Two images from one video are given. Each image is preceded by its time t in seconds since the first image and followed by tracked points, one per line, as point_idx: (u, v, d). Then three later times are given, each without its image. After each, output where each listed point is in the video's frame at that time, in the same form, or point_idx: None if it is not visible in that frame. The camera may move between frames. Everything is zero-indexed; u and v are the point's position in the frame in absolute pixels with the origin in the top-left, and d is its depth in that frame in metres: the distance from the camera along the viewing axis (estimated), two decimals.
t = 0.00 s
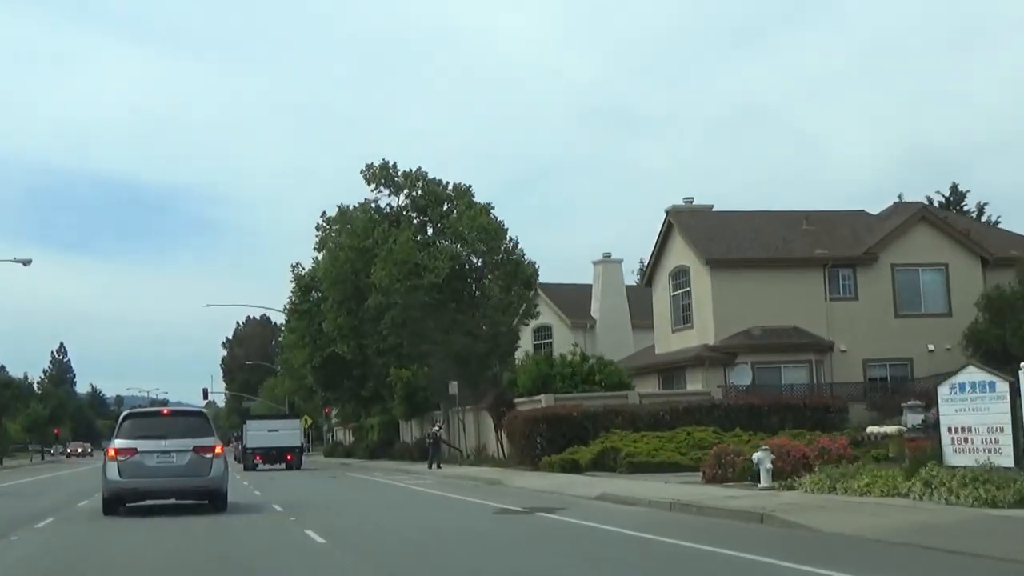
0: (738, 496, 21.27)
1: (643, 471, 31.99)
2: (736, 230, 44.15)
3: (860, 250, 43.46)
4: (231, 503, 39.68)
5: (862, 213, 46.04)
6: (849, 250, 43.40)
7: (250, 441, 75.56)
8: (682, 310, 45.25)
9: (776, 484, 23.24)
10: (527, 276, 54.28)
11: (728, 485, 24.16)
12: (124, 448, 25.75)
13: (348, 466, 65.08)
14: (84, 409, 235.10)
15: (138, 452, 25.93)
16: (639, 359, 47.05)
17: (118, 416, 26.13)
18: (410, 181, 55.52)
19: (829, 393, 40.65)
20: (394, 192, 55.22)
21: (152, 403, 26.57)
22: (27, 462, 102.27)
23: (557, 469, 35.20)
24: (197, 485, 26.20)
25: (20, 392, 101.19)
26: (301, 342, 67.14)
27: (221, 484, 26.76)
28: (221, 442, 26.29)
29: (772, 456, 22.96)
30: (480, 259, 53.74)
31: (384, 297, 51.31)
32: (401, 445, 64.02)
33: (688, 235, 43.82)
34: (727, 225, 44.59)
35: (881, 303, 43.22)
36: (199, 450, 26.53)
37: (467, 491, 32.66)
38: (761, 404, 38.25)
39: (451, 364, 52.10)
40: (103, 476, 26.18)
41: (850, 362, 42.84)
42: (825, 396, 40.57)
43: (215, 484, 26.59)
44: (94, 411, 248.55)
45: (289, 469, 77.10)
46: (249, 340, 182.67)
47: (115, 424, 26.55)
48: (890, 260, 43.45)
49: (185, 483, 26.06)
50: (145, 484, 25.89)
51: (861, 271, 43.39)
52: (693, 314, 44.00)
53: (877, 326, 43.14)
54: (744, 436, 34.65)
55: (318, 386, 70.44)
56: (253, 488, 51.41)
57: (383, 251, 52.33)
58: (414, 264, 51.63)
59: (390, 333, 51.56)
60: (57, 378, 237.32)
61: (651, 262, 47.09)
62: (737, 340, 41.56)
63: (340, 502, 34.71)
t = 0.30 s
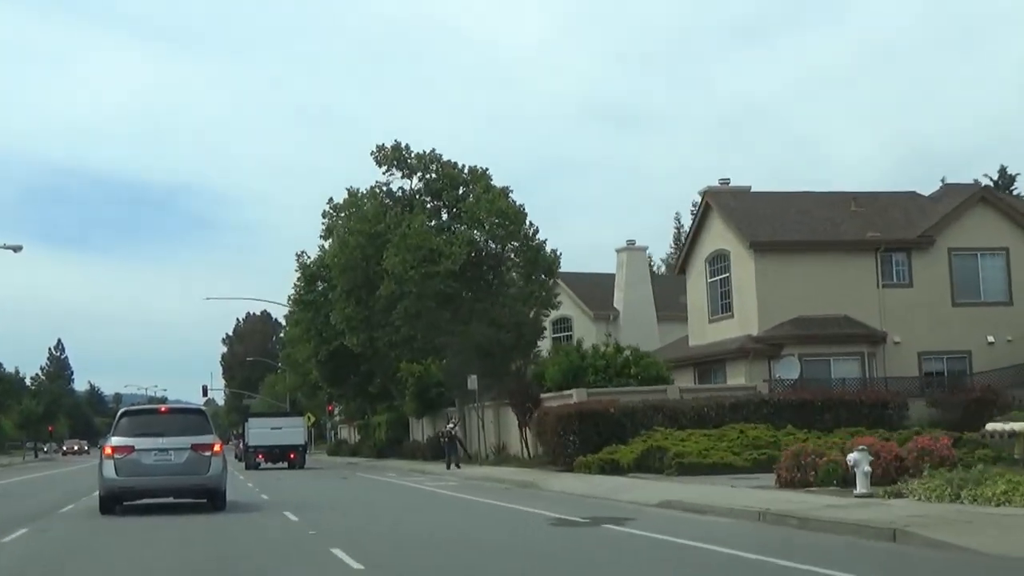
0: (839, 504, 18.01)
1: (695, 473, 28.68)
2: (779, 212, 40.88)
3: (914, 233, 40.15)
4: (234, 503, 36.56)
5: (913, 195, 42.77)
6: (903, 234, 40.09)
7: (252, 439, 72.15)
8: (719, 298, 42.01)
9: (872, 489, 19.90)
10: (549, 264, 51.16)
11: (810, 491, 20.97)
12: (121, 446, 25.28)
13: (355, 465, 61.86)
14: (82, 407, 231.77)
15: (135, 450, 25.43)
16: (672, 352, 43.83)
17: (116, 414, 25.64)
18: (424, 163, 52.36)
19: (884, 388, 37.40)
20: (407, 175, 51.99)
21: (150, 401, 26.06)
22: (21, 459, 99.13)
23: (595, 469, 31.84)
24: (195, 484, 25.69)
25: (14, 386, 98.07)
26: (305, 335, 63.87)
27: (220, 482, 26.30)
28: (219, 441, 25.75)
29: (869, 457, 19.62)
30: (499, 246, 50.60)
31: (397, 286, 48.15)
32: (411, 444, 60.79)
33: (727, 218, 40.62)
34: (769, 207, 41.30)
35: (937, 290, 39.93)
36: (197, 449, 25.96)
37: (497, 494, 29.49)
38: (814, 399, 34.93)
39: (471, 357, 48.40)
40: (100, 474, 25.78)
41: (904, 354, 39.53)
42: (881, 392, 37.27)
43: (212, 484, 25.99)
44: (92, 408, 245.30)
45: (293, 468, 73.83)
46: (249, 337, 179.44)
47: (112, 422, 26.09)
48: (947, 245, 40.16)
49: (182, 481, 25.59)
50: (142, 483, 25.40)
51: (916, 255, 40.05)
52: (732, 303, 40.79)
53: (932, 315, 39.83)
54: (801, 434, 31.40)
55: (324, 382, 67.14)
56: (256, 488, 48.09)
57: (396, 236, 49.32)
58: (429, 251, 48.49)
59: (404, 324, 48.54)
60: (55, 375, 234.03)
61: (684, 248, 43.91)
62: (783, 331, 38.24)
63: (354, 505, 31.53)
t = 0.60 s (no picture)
0: (983, 516, 14.77)
1: (759, 475, 25.44)
2: (828, 191, 37.68)
3: (976, 213, 36.92)
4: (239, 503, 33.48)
5: (970, 173, 39.58)
6: (964, 214, 36.87)
7: (253, 437, 68.79)
8: (763, 285, 38.76)
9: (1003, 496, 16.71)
10: (572, 252, 48.01)
11: (921, 498, 17.80)
12: (119, 444, 24.44)
13: (363, 464, 58.65)
14: (81, 405, 228.50)
15: (133, 448, 24.53)
16: (709, 343, 40.59)
17: (115, 410, 24.73)
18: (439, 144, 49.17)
19: (950, 380, 34.15)
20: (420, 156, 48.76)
21: (149, 399, 25.21)
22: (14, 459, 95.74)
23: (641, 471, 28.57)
24: (195, 483, 24.85)
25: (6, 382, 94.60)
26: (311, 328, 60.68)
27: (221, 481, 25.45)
28: (219, 439, 24.93)
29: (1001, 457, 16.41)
30: (520, 232, 47.41)
31: (411, 274, 45.05)
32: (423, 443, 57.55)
33: (773, 196, 37.38)
34: (816, 186, 38.10)
35: (1001, 275, 36.70)
36: (196, 448, 25.08)
37: (534, 498, 26.33)
38: (878, 394, 31.67)
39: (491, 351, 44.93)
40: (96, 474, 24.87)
41: (967, 345, 36.28)
42: (946, 384, 34.03)
43: (212, 483, 25.08)
44: (90, 407, 242.03)
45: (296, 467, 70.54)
46: (249, 334, 176.22)
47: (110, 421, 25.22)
48: (1011, 226, 36.94)
49: (182, 481, 24.72)
50: (141, 482, 24.45)
51: (978, 237, 36.83)
52: (778, 289, 37.57)
53: (997, 303, 36.60)
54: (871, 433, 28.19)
55: (330, 377, 63.89)
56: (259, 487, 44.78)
57: (409, 220, 46.11)
58: (445, 237, 45.34)
59: (417, 314, 45.28)
60: (53, 373, 230.79)
61: (723, 231, 40.68)
62: (837, 320, 35.00)
63: (372, 507, 28.40)
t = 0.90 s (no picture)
0: None
1: (837, 478, 22.30)
2: (884, 166, 34.60)
3: None
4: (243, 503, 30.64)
5: None
6: None
7: (255, 435, 65.70)
8: (813, 270, 35.68)
9: None
10: (597, 237, 45.01)
11: None
12: (118, 444, 24.50)
13: (371, 465, 55.58)
14: (79, 403, 225.35)
15: (133, 447, 24.60)
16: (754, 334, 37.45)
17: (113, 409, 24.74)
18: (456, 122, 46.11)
19: None
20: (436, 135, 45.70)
21: (149, 399, 25.28)
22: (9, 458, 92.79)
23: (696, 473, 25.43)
24: (195, 482, 24.91)
25: None
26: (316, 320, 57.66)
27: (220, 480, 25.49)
28: (218, 438, 24.92)
29: None
30: (543, 216, 44.35)
31: (427, 260, 42.00)
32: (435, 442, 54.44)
33: (823, 173, 34.28)
34: (871, 161, 35.01)
35: None
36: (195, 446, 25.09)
37: (577, 505, 23.35)
38: (953, 387, 28.51)
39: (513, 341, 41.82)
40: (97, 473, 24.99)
41: None
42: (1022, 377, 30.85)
43: (210, 483, 25.09)
44: (88, 405, 238.83)
45: (300, 466, 67.47)
46: (250, 330, 173.19)
47: (110, 418, 25.26)
48: None
49: (181, 479, 24.80)
50: (140, 481, 24.45)
51: None
52: (830, 274, 34.49)
53: None
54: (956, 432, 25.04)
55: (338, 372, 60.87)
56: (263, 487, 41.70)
57: (425, 202, 43.07)
58: (463, 220, 42.28)
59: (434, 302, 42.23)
60: (51, 369, 227.66)
61: (767, 212, 37.60)
62: (901, 307, 31.87)
63: (393, 513, 25.43)
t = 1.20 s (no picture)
0: None
1: (941, 482, 19.26)
2: (948, 138, 31.61)
3: None
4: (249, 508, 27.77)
5: None
6: None
7: (258, 435, 62.67)
8: (869, 253, 32.66)
9: None
10: (625, 222, 41.99)
11: None
12: (116, 444, 23.35)
13: (381, 466, 52.62)
14: (76, 403, 222.17)
15: (132, 447, 23.47)
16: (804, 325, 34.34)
17: (111, 409, 23.58)
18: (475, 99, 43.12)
19: None
20: (454, 113, 42.72)
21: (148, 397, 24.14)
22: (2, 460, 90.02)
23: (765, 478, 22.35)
24: (196, 483, 23.75)
25: None
26: (322, 313, 54.68)
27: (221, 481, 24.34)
28: (220, 437, 23.80)
29: None
30: (568, 199, 41.33)
31: (444, 245, 39.08)
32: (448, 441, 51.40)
33: (883, 145, 31.31)
34: (934, 133, 32.02)
35: None
36: (197, 445, 23.95)
37: (632, 511, 20.48)
38: None
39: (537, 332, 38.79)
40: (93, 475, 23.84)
41: None
42: None
43: (213, 483, 24.01)
44: (86, 405, 235.60)
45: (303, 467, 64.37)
46: (250, 328, 170.18)
47: (108, 417, 24.08)
48: None
49: (181, 480, 23.65)
50: (140, 483, 23.35)
51: None
52: (891, 257, 31.48)
53: None
54: None
55: (345, 368, 57.86)
56: (268, 491, 38.69)
57: (442, 183, 40.07)
58: (483, 202, 39.35)
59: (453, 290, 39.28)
60: (49, 369, 224.53)
61: (816, 191, 34.60)
62: (976, 291, 28.79)
63: (419, 520, 22.55)
